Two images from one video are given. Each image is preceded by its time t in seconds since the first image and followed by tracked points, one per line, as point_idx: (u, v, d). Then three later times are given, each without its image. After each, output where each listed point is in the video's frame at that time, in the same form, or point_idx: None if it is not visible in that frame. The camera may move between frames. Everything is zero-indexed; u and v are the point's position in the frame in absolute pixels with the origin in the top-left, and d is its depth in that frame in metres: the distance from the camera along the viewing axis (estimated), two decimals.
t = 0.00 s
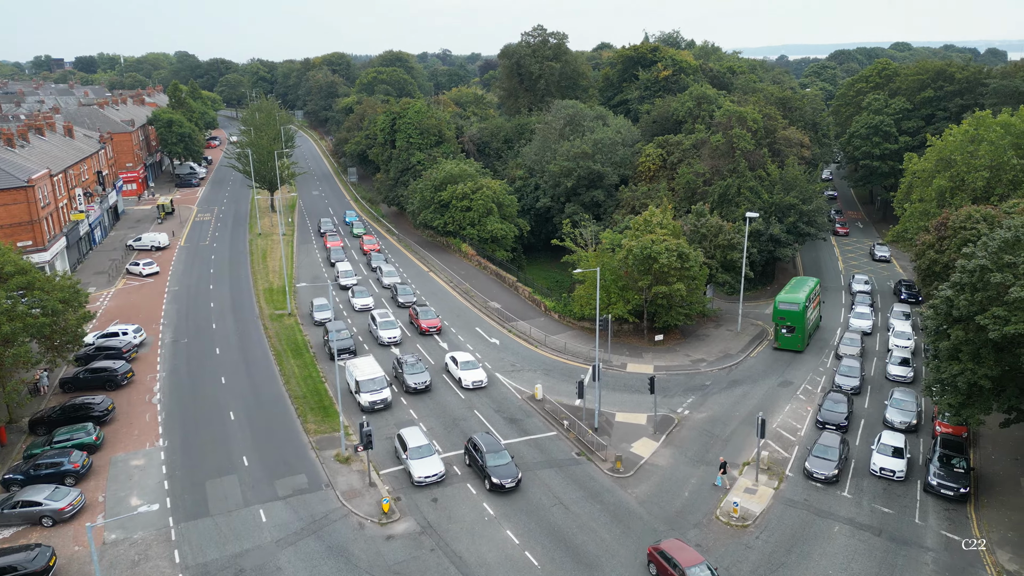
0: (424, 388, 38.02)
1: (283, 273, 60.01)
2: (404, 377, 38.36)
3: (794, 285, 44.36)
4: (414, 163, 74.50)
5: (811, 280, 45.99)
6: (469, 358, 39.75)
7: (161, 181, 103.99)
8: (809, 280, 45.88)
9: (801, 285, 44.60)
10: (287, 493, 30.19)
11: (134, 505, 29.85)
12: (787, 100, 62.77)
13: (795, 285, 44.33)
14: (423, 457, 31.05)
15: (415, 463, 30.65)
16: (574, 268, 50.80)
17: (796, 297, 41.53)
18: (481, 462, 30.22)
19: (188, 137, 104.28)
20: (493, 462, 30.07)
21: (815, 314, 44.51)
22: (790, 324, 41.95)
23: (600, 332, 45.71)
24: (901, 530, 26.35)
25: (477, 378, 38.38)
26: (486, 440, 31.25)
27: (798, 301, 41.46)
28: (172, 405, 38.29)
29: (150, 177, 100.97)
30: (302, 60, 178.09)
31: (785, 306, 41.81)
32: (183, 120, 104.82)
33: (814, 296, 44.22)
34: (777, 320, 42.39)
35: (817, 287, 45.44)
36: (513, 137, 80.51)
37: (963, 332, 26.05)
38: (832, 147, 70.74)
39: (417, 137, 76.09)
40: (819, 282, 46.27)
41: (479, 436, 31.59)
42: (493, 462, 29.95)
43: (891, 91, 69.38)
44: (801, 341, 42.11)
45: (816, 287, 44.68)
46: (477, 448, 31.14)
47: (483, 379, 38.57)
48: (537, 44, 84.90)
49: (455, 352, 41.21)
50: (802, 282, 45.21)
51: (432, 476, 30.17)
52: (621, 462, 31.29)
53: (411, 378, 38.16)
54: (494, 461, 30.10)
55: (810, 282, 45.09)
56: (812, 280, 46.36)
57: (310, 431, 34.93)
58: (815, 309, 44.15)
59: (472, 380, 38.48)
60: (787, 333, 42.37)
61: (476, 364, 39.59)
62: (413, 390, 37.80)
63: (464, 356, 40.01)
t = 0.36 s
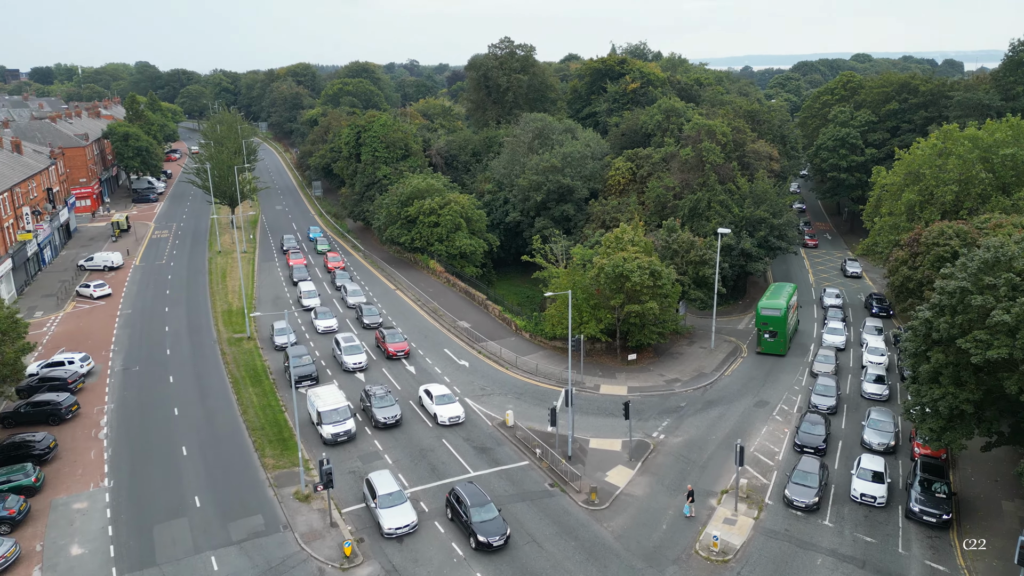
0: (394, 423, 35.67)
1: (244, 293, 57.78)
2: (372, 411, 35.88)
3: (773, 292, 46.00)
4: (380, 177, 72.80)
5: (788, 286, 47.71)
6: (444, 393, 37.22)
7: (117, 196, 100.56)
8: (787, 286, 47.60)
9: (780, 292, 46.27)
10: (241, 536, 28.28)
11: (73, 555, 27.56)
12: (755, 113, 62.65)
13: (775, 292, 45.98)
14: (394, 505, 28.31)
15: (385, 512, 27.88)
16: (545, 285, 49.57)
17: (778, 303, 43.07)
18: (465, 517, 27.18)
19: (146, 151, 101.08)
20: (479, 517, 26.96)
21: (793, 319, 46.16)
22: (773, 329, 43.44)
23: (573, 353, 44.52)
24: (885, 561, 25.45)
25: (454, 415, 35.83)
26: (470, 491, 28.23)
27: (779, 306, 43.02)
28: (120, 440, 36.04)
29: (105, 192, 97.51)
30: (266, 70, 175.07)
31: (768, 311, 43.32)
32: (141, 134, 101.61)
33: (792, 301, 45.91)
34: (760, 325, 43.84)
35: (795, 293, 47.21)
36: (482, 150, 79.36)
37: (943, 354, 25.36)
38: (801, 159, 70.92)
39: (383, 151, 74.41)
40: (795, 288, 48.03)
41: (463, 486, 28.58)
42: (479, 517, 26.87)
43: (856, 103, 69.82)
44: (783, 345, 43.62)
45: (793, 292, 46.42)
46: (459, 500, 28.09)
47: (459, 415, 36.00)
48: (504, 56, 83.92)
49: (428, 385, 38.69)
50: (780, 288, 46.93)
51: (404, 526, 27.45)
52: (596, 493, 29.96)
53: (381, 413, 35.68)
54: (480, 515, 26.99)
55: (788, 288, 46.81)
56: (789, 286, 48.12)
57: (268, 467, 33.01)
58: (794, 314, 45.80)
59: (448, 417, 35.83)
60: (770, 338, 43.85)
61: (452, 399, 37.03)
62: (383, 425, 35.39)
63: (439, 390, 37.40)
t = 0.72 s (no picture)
0: (368, 456, 33.54)
1: (207, 310, 55.66)
2: (344, 444, 33.75)
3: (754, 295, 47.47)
4: (349, 188, 71.11)
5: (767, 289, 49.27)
6: (425, 426, 34.87)
7: (76, 208, 97.28)
8: (766, 289, 49.15)
9: (760, 295, 47.77)
10: None
11: None
12: (728, 122, 62.38)
13: (756, 295, 47.48)
14: (369, 554, 25.51)
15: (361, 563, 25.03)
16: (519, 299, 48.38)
17: (760, 305, 44.47)
18: (456, 574, 24.15)
19: (106, 161, 98.00)
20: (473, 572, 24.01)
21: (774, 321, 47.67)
22: (756, 331, 44.81)
23: (548, 370, 43.35)
24: None
25: (436, 450, 33.36)
26: (459, 543, 25.28)
27: (762, 309, 44.42)
28: (70, 472, 33.95)
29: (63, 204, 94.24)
30: (233, 78, 171.91)
31: (751, 314, 44.70)
32: (101, 144, 98.52)
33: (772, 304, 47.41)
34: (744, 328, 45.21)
35: (774, 295, 48.77)
36: (453, 159, 78.13)
37: (927, 373, 24.70)
38: (773, 168, 70.90)
39: (352, 161, 72.73)
40: (774, 291, 49.63)
41: (451, 539, 25.64)
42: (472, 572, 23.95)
43: (827, 112, 70.01)
44: (767, 346, 45.00)
45: (772, 295, 47.98)
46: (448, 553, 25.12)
47: (440, 450, 33.55)
48: (475, 64, 82.77)
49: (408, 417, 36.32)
50: (760, 292, 48.45)
51: None
52: (573, 521, 28.73)
53: (353, 445, 33.58)
54: (472, 571, 24.03)
55: (767, 292, 48.33)
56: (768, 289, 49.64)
57: (228, 499, 31.21)
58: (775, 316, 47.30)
59: (429, 452, 33.32)
60: (753, 340, 45.22)
61: (433, 432, 34.65)
62: (356, 459, 33.24)
63: (420, 422, 35.05)
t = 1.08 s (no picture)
0: (340, 492, 31.02)
1: (165, 324, 53.34)
2: (314, 479, 31.28)
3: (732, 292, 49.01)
4: (315, 194, 69.07)
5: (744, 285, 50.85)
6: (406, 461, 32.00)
7: (29, 216, 93.42)
8: (743, 285, 50.72)
9: (738, 291, 49.32)
10: None
11: None
12: (700, 127, 61.84)
13: (734, 291, 49.00)
14: None
15: None
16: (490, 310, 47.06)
17: (739, 302, 45.89)
18: None
19: (61, 167, 94.30)
20: None
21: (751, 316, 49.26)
22: (736, 327, 46.25)
23: (521, 384, 42.07)
24: None
25: (419, 489, 30.58)
26: None
27: (741, 305, 45.88)
28: (11, 505, 31.70)
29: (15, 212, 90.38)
30: (196, 80, 167.67)
31: (731, 310, 46.13)
32: (55, 149, 94.78)
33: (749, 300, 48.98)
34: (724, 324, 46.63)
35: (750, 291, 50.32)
36: (422, 164, 76.51)
37: (910, 390, 24.01)
38: (745, 172, 70.64)
39: (317, 166, 70.68)
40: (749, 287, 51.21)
41: None
42: None
43: (797, 116, 69.96)
44: (746, 341, 46.50)
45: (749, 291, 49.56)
46: None
47: (424, 489, 30.79)
48: (444, 67, 81.20)
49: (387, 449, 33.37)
50: (737, 287, 49.96)
51: None
52: (548, 547, 27.47)
53: (324, 480, 31.09)
54: None
55: (744, 287, 49.88)
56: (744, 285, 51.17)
57: (182, 532, 29.32)
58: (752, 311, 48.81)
59: (411, 491, 30.56)
60: (733, 335, 46.66)
61: (415, 469, 31.77)
62: (326, 495, 30.75)
63: (400, 458, 32.15)
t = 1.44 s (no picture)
0: (313, 534, 28.50)
1: (121, 339, 50.93)
2: (285, 520, 28.66)
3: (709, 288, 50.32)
4: (279, 201, 66.93)
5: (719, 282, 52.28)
6: (391, 505, 29.14)
7: None
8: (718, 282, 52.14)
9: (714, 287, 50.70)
10: None
11: None
12: (672, 131, 61.20)
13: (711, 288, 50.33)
14: None
15: None
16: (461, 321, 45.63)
17: (717, 299, 47.12)
18: None
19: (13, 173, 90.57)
20: None
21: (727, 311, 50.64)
22: (715, 322, 47.49)
23: (494, 399, 40.71)
24: None
25: (406, 537, 27.74)
26: None
27: (719, 302, 47.13)
28: None
29: None
30: (159, 82, 163.29)
31: (709, 307, 47.31)
32: (6, 154, 90.98)
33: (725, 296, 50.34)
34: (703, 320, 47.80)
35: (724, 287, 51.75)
36: (391, 169, 74.78)
37: (894, 408, 23.18)
38: (717, 175, 70.24)
39: (281, 172, 68.49)
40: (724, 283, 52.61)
41: None
42: None
43: (768, 118, 69.77)
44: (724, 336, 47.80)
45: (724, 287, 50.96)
46: None
47: (411, 536, 27.95)
48: (412, 69, 79.56)
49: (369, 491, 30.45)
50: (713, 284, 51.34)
51: None
52: None
53: (296, 522, 28.48)
54: None
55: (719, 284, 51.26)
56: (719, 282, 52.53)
57: (133, 569, 27.37)
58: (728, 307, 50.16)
59: (397, 539, 27.73)
60: (712, 330, 47.90)
61: (400, 514, 28.95)
62: (299, 538, 28.19)
63: (385, 501, 29.31)
